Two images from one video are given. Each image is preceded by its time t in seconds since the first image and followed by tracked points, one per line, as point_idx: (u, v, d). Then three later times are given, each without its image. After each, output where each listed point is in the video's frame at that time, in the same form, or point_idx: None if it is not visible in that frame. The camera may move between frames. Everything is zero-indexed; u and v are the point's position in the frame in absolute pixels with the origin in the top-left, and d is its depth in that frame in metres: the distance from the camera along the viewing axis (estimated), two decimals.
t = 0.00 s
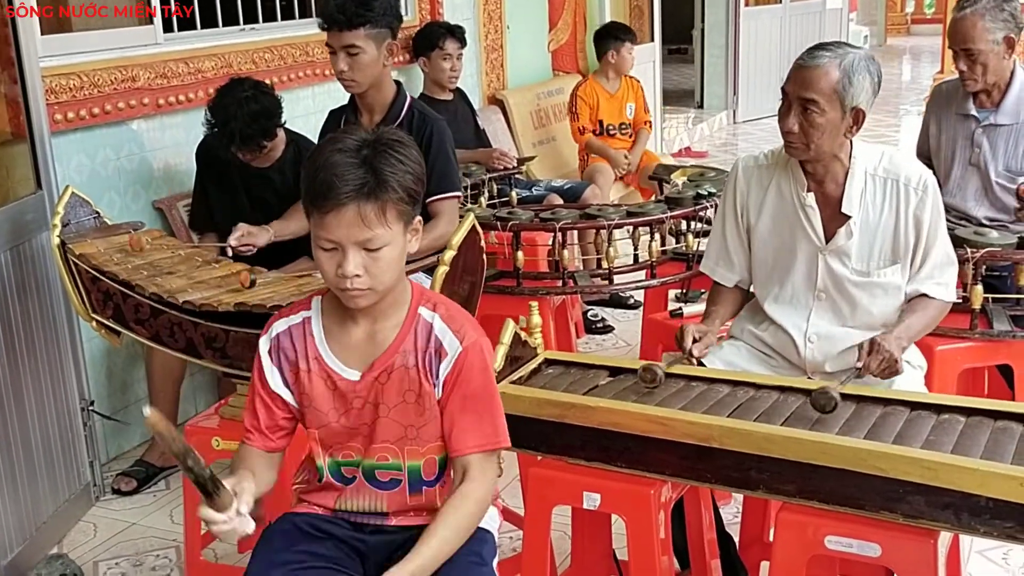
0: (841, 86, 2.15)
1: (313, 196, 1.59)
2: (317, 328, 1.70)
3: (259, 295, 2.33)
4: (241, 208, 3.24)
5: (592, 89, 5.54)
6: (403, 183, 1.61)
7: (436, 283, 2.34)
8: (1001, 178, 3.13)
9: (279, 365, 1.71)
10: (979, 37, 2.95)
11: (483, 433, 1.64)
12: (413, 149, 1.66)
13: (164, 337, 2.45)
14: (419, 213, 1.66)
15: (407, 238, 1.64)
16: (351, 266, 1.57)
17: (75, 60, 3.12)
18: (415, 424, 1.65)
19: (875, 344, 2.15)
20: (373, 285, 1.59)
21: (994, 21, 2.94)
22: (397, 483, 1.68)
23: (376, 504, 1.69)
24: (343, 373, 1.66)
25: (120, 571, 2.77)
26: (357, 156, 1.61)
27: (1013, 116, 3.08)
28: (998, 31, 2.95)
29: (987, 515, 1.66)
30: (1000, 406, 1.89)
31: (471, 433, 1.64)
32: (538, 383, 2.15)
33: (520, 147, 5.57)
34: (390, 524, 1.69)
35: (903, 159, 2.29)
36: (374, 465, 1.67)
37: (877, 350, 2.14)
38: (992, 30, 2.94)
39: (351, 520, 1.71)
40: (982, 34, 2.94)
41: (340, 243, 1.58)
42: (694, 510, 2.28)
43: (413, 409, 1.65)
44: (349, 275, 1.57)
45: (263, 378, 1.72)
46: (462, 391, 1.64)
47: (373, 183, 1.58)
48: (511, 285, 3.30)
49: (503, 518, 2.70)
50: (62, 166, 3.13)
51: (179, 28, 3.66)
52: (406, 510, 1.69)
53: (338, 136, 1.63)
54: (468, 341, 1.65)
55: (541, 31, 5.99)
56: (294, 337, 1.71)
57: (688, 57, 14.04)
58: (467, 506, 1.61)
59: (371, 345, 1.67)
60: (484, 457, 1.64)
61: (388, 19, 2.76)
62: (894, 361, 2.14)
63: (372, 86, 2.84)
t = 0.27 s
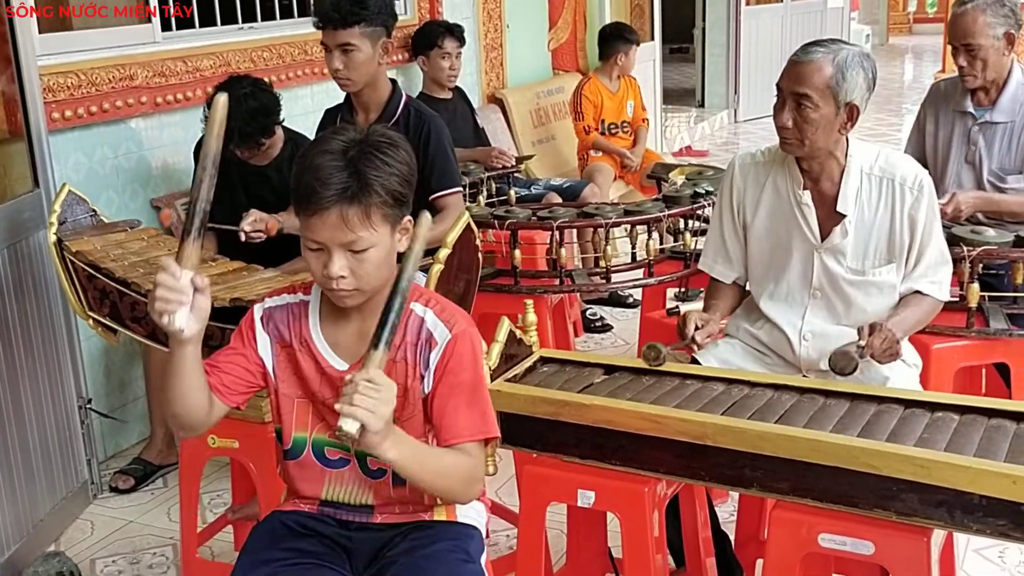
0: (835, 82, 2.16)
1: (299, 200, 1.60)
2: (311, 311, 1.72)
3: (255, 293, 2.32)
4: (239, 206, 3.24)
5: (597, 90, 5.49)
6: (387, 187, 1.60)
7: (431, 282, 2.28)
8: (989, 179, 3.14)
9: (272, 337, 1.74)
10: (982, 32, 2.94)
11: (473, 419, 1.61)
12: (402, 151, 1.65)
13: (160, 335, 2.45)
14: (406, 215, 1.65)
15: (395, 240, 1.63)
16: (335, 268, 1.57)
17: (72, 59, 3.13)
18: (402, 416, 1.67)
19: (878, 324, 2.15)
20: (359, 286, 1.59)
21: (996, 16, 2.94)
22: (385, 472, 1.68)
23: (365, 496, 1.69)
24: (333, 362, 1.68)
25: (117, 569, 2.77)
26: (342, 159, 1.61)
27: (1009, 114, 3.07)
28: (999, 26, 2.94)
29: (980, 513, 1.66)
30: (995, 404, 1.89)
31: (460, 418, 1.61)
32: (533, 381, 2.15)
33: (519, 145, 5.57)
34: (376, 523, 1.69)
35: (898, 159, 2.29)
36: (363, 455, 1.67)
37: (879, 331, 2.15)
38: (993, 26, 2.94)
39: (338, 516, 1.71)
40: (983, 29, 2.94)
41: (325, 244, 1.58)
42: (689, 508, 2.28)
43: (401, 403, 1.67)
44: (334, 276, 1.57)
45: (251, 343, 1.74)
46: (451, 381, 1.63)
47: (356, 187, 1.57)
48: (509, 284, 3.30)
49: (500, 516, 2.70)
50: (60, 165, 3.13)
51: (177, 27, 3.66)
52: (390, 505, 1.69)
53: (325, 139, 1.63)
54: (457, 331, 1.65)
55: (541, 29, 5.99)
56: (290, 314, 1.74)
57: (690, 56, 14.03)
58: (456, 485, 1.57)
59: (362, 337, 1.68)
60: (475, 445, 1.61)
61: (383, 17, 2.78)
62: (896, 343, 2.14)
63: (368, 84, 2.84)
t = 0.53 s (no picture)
0: (839, 75, 2.16)
1: (287, 193, 1.60)
2: (299, 323, 1.69)
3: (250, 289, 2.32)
4: (236, 203, 3.24)
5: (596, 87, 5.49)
6: (375, 179, 1.61)
7: (424, 277, 2.31)
8: (983, 174, 3.14)
9: (266, 354, 1.68)
10: (980, 26, 2.94)
11: (472, 425, 1.67)
12: (388, 145, 1.66)
13: (156, 331, 2.44)
14: (394, 209, 1.66)
15: (383, 234, 1.63)
16: (323, 262, 1.57)
17: (69, 57, 3.13)
18: (399, 422, 1.66)
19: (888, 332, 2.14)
20: (347, 281, 1.59)
21: (996, 10, 2.94)
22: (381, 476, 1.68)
23: (361, 499, 1.68)
24: (326, 371, 1.66)
25: (114, 566, 2.77)
26: (330, 152, 1.61)
27: (1005, 109, 3.07)
28: (999, 21, 2.95)
29: (973, 509, 1.66)
30: (989, 401, 1.88)
31: (460, 423, 1.66)
32: (528, 378, 2.15)
33: (518, 143, 5.56)
34: (373, 518, 1.68)
35: (893, 155, 2.29)
36: (357, 463, 1.67)
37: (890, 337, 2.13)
38: (993, 20, 2.94)
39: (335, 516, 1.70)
40: (983, 23, 2.94)
41: (313, 239, 1.58)
42: (684, 506, 2.28)
43: (397, 409, 1.66)
44: (323, 271, 1.57)
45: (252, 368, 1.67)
46: (450, 389, 1.65)
47: (343, 179, 1.58)
48: (506, 281, 3.30)
49: (495, 513, 2.70)
50: (57, 162, 3.13)
51: (176, 25, 3.66)
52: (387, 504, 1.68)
53: (311, 133, 1.64)
54: (452, 339, 1.66)
55: (541, 27, 5.99)
56: (277, 330, 1.70)
57: (691, 54, 14.02)
58: (461, 492, 1.65)
59: (355, 342, 1.66)
60: (474, 447, 1.68)
61: (382, 13, 2.76)
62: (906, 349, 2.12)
63: (367, 81, 2.83)
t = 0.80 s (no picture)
0: (843, 74, 2.16)
1: (273, 184, 1.61)
2: (291, 322, 1.69)
3: (246, 288, 2.32)
4: (234, 203, 3.24)
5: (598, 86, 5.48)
6: (359, 168, 1.61)
7: (422, 278, 2.29)
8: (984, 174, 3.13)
9: (256, 364, 1.69)
10: (986, 26, 2.92)
11: (469, 409, 1.65)
12: (372, 137, 1.66)
13: (153, 330, 2.44)
14: (380, 199, 1.65)
15: (369, 224, 1.63)
16: (310, 251, 1.57)
17: (67, 56, 3.13)
18: (388, 412, 1.64)
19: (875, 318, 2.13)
20: (333, 270, 1.59)
21: (998, 9, 2.94)
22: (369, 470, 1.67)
23: (353, 492, 1.69)
24: (319, 365, 1.65)
25: (111, 565, 2.77)
26: (314, 143, 1.62)
27: (1003, 109, 3.07)
28: (1001, 18, 2.94)
29: (968, 509, 1.66)
30: (985, 401, 1.88)
31: (455, 410, 1.64)
32: (524, 377, 2.15)
33: (518, 142, 5.56)
34: (362, 515, 1.69)
35: (891, 152, 2.29)
36: (347, 453, 1.66)
37: (877, 324, 2.12)
38: (996, 19, 2.94)
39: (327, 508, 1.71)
40: (987, 23, 2.92)
41: (299, 230, 1.58)
42: (680, 505, 2.28)
43: (387, 398, 1.64)
44: (308, 261, 1.57)
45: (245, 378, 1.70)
46: (441, 376, 1.63)
47: (327, 168, 1.58)
48: (504, 281, 3.30)
49: (492, 512, 2.71)
50: (54, 161, 3.13)
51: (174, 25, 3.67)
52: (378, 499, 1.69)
53: (296, 127, 1.64)
54: (441, 326, 1.64)
55: (541, 27, 5.99)
56: (269, 335, 1.69)
57: (692, 54, 14.01)
58: (461, 478, 1.63)
59: (346, 334, 1.65)
60: (472, 431, 1.66)
61: (381, 14, 2.73)
62: (894, 337, 2.11)
63: (366, 82, 2.82)
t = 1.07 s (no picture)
0: (843, 75, 2.16)
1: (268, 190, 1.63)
2: (293, 307, 1.74)
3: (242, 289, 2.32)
4: (232, 203, 3.24)
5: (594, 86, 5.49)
6: (349, 178, 1.60)
7: (419, 276, 2.29)
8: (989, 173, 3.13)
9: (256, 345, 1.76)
10: (971, 31, 2.94)
11: (453, 411, 1.61)
12: (369, 146, 1.66)
13: (150, 330, 2.45)
14: (376, 210, 1.65)
15: (362, 233, 1.63)
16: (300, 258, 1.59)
17: (66, 56, 3.13)
18: (382, 406, 1.66)
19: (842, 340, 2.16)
20: (325, 277, 1.60)
21: (984, 15, 2.93)
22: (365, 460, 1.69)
23: (347, 490, 1.69)
24: (313, 353, 1.69)
25: (109, 564, 2.78)
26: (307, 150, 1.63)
27: (1003, 110, 3.07)
28: (988, 23, 2.94)
29: (961, 509, 1.66)
30: (979, 401, 1.89)
31: (438, 408, 1.61)
32: (520, 377, 2.15)
33: (517, 142, 5.57)
34: (358, 516, 1.69)
35: (885, 154, 2.28)
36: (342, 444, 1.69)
37: (843, 347, 2.15)
38: (983, 24, 2.94)
39: (322, 508, 1.71)
40: (973, 28, 2.93)
41: (290, 235, 1.60)
42: (676, 505, 2.29)
43: (380, 392, 1.66)
44: (298, 267, 1.59)
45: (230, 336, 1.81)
46: (428, 370, 1.62)
47: (313, 179, 1.58)
48: (502, 280, 3.30)
49: (489, 512, 2.71)
50: (53, 161, 3.14)
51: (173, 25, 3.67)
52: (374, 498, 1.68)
53: (297, 131, 1.65)
54: (436, 322, 1.65)
55: (540, 26, 5.99)
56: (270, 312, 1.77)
57: (692, 52, 14.01)
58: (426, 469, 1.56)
59: (343, 328, 1.68)
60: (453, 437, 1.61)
61: (377, 14, 2.74)
62: (861, 359, 2.15)
63: (365, 82, 2.83)
